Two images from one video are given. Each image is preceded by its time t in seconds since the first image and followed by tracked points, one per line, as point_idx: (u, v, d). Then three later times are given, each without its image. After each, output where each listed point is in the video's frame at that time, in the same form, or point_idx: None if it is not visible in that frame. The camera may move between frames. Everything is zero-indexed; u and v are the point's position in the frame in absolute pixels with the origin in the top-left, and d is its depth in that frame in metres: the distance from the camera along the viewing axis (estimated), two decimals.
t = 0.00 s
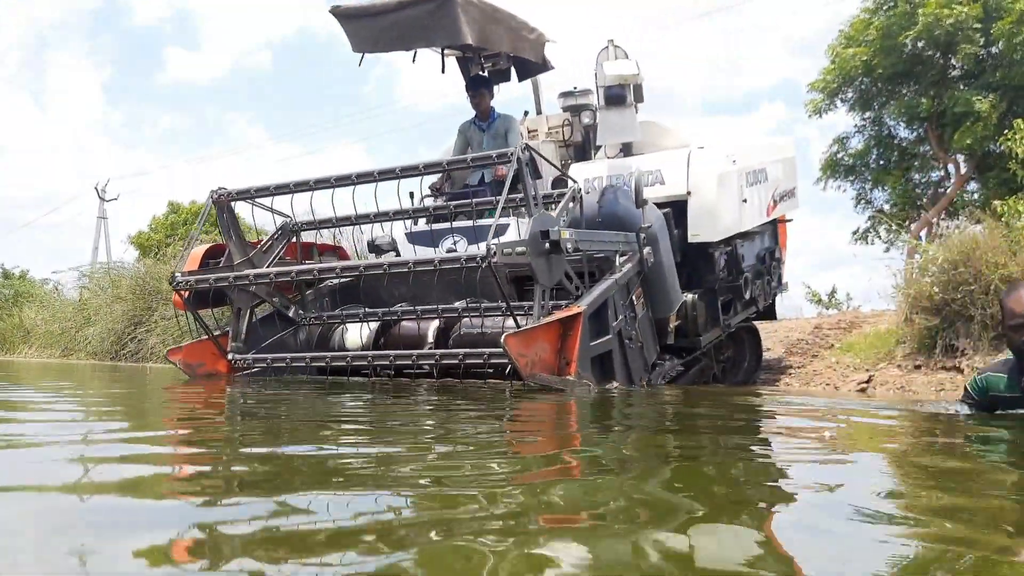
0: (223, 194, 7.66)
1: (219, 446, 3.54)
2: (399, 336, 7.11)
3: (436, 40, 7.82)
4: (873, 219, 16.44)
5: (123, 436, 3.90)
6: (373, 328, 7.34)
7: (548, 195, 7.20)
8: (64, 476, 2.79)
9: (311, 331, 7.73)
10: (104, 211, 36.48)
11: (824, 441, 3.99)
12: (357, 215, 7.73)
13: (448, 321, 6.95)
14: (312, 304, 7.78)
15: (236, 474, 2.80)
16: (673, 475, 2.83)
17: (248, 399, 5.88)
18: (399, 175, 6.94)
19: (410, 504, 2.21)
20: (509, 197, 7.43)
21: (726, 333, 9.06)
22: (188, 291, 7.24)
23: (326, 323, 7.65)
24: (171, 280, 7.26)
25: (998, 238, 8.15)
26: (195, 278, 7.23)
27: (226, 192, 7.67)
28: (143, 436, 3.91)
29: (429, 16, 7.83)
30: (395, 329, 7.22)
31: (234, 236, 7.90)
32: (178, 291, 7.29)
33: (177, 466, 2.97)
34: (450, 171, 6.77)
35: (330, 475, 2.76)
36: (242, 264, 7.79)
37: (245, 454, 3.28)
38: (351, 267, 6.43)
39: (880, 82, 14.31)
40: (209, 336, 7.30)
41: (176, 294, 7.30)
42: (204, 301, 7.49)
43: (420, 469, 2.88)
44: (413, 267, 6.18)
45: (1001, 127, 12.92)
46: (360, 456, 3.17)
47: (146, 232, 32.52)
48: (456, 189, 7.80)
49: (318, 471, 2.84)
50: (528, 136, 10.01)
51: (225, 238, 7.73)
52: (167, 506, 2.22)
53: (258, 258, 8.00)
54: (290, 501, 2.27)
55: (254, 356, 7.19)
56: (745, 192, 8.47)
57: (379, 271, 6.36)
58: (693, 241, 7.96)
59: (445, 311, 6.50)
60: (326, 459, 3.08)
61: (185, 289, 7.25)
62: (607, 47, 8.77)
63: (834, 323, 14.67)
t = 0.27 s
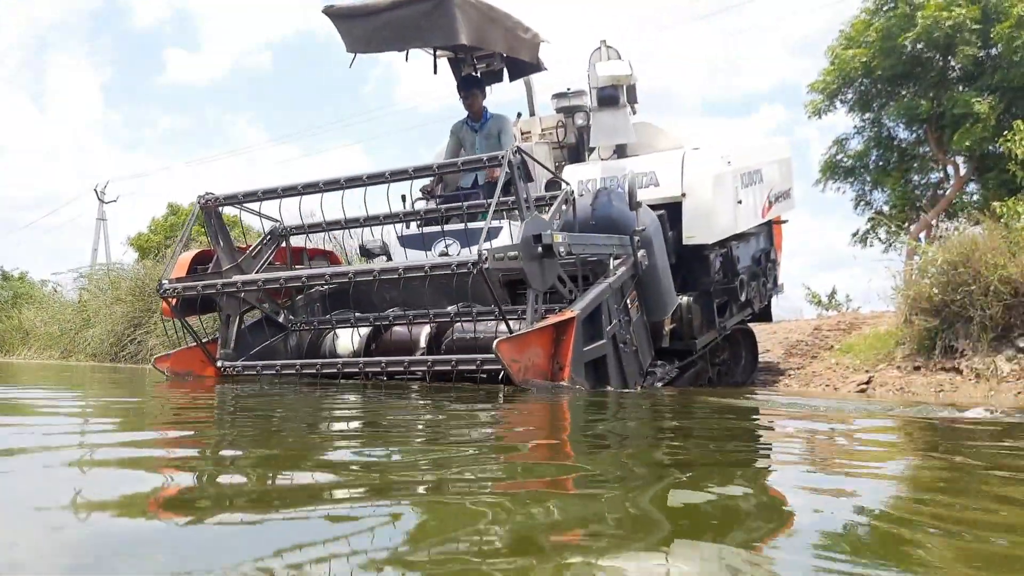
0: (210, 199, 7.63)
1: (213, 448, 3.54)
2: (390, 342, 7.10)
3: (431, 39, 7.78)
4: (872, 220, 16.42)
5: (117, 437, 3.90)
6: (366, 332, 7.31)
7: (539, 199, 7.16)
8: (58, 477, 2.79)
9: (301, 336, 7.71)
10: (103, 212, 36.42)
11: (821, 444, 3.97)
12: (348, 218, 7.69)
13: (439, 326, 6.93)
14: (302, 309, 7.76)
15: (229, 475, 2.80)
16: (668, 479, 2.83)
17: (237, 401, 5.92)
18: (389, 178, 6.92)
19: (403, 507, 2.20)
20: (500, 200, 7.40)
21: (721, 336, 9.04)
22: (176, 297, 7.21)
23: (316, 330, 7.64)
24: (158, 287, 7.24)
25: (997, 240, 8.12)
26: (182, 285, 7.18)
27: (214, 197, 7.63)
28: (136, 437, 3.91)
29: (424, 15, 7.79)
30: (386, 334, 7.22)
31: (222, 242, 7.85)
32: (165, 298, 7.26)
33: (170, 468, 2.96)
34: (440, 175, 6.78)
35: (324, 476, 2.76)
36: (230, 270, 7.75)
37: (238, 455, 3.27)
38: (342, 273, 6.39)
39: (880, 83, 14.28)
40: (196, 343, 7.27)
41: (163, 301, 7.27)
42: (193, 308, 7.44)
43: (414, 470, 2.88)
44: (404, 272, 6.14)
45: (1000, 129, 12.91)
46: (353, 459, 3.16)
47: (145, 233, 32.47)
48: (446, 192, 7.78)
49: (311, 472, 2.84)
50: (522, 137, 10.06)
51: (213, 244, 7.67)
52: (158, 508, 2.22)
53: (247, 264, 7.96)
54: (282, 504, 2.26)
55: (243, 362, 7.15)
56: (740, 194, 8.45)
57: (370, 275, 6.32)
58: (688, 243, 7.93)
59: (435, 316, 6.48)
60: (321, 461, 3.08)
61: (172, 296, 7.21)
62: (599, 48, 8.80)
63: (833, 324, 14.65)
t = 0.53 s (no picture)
0: (204, 197, 7.56)
1: (200, 452, 3.47)
2: (385, 342, 6.99)
3: (424, 40, 7.71)
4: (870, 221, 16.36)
5: (104, 440, 3.83)
6: (359, 333, 7.21)
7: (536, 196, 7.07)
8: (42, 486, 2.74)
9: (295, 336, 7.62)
10: (101, 213, 36.32)
11: (818, 449, 3.90)
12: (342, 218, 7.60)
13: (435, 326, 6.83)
14: (296, 309, 7.67)
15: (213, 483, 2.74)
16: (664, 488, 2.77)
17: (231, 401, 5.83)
18: (384, 176, 6.83)
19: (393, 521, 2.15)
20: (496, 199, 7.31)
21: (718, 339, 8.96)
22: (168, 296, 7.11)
23: (309, 330, 7.54)
24: (150, 286, 7.14)
25: (997, 241, 8.05)
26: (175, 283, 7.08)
27: (208, 195, 7.56)
28: (123, 440, 3.84)
29: (418, 16, 7.71)
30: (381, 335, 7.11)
31: (217, 242, 7.75)
32: (158, 296, 7.17)
33: (155, 477, 2.90)
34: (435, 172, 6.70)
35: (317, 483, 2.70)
36: (225, 270, 7.64)
37: (226, 461, 3.21)
38: (336, 270, 6.30)
39: (879, 85, 14.19)
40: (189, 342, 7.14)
41: (156, 300, 7.16)
42: (186, 306, 7.35)
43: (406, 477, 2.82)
44: (398, 269, 6.05)
45: (999, 131, 12.85)
46: (345, 465, 3.09)
47: (143, 234, 32.36)
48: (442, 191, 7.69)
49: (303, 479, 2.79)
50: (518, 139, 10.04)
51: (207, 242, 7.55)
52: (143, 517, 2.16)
53: (241, 263, 7.88)
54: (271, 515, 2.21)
55: (237, 363, 7.04)
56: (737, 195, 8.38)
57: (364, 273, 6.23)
58: (685, 245, 7.86)
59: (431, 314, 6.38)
60: (313, 469, 3.01)
61: (164, 294, 7.11)
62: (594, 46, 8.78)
63: (832, 326, 14.58)
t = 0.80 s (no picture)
0: (198, 198, 7.58)
1: (199, 453, 3.46)
2: (379, 343, 6.98)
3: (422, 39, 7.70)
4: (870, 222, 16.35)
5: (101, 441, 3.82)
6: (354, 333, 7.21)
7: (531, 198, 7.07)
8: (37, 490, 2.73)
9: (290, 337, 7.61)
10: (101, 213, 36.26)
11: (819, 449, 3.89)
12: (337, 219, 7.59)
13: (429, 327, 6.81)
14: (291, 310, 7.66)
15: (209, 486, 2.73)
16: (661, 489, 2.76)
17: (224, 402, 5.81)
18: (377, 176, 6.83)
19: (388, 519, 2.14)
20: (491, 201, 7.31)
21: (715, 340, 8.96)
22: (162, 296, 7.14)
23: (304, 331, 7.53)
24: (144, 286, 7.16)
25: (996, 242, 8.05)
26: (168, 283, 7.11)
27: (202, 195, 7.58)
28: (118, 440, 3.83)
29: (416, 16, 7.72)
30: (375, 336, 7.11)
31: (211, 243, 7.82)
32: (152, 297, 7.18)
33: (150, 480, 2.89)
34: (429, 172, 6.70)
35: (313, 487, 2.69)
36: (218, 271, 7.65)
37: (223, 465, 3.20)
38: (328, 271, 6.30)
39: (879, 85, 14.18)
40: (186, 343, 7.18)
41: (149, 300, 7.19)
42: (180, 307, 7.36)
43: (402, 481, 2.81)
44: (390, 270, 6.05)
45: (998, 132, 12.85)
46: (340, 470, 3.08)
47: (143, 234, 32.31)
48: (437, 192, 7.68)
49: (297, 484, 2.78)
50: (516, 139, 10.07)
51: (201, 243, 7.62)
52: (139, 516, 2.15)
53: (236, 264, 7.89)
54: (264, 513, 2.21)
55: (230, 364, 7.04)
56: (735, 196, 8.38)
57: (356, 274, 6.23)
58: (683, 246, 7.86)
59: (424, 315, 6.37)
60: (306, 473, 3.00)
61: (157, 294, 7.13)
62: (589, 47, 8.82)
63: (833, 326, 14.58)
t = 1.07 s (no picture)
0: (196, 202, 7.57)
1: (196, 453, 3.45)
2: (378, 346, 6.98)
3: (419, 39, 7.69)
4: (870, 223, 16.33)
5: (95, 440, 3.79)
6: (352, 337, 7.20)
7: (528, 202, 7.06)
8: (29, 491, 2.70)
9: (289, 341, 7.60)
10: (100, 213, 36.23)
11: (819, 447, 3.87)
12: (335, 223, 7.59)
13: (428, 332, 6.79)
14: (290, 313, 7.65)
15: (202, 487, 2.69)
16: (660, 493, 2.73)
17: (223, 401, 5.79)
18: (374, 182, 6.81)
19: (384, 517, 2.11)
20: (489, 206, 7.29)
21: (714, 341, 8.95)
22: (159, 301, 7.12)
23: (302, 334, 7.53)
24: (141, 291, 7.14)
25: (996, 242, 8.02)
26: (165, 288, 7.09)
27: (201, 200, 7.52)
28: (113, 440, 3.80)
29: (413, 16, 7.72)
30: (373, 339, 7.11)
31: (208, 247, 7.80)
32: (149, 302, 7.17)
33: (143, 480, 2.86)
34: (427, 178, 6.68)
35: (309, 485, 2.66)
36: (215, 274, 7.62)
37: (217, 466, 3.16)
38: (326, 278, 6.28)
39: (879, 86, 14.16)
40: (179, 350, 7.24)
41: (147, 305, 7.16)
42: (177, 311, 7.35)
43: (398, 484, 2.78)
44: (388, 278, 6.04)
45: (998, 133, 12.83)
46: (336, 472, 3.05)
47: (143, 234, 32.26)
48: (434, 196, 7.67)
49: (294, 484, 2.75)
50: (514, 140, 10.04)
51: (198, 247, 7.61)
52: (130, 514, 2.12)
53: (235, 269, 7.89)
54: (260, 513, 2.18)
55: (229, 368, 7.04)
56: (734, 197, 8.36)
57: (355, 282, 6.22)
58: (681, 246, 7.82)
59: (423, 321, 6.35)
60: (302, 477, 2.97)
61: (155, 299, 7.11)
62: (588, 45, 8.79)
63: (832, 327, 14.56)
